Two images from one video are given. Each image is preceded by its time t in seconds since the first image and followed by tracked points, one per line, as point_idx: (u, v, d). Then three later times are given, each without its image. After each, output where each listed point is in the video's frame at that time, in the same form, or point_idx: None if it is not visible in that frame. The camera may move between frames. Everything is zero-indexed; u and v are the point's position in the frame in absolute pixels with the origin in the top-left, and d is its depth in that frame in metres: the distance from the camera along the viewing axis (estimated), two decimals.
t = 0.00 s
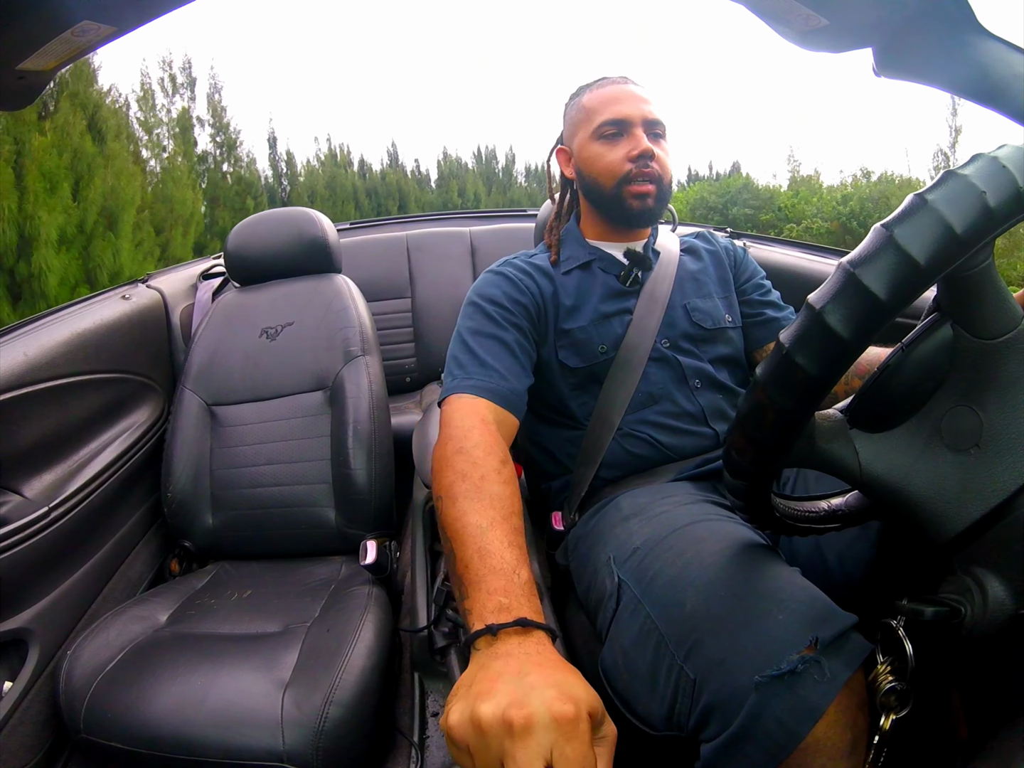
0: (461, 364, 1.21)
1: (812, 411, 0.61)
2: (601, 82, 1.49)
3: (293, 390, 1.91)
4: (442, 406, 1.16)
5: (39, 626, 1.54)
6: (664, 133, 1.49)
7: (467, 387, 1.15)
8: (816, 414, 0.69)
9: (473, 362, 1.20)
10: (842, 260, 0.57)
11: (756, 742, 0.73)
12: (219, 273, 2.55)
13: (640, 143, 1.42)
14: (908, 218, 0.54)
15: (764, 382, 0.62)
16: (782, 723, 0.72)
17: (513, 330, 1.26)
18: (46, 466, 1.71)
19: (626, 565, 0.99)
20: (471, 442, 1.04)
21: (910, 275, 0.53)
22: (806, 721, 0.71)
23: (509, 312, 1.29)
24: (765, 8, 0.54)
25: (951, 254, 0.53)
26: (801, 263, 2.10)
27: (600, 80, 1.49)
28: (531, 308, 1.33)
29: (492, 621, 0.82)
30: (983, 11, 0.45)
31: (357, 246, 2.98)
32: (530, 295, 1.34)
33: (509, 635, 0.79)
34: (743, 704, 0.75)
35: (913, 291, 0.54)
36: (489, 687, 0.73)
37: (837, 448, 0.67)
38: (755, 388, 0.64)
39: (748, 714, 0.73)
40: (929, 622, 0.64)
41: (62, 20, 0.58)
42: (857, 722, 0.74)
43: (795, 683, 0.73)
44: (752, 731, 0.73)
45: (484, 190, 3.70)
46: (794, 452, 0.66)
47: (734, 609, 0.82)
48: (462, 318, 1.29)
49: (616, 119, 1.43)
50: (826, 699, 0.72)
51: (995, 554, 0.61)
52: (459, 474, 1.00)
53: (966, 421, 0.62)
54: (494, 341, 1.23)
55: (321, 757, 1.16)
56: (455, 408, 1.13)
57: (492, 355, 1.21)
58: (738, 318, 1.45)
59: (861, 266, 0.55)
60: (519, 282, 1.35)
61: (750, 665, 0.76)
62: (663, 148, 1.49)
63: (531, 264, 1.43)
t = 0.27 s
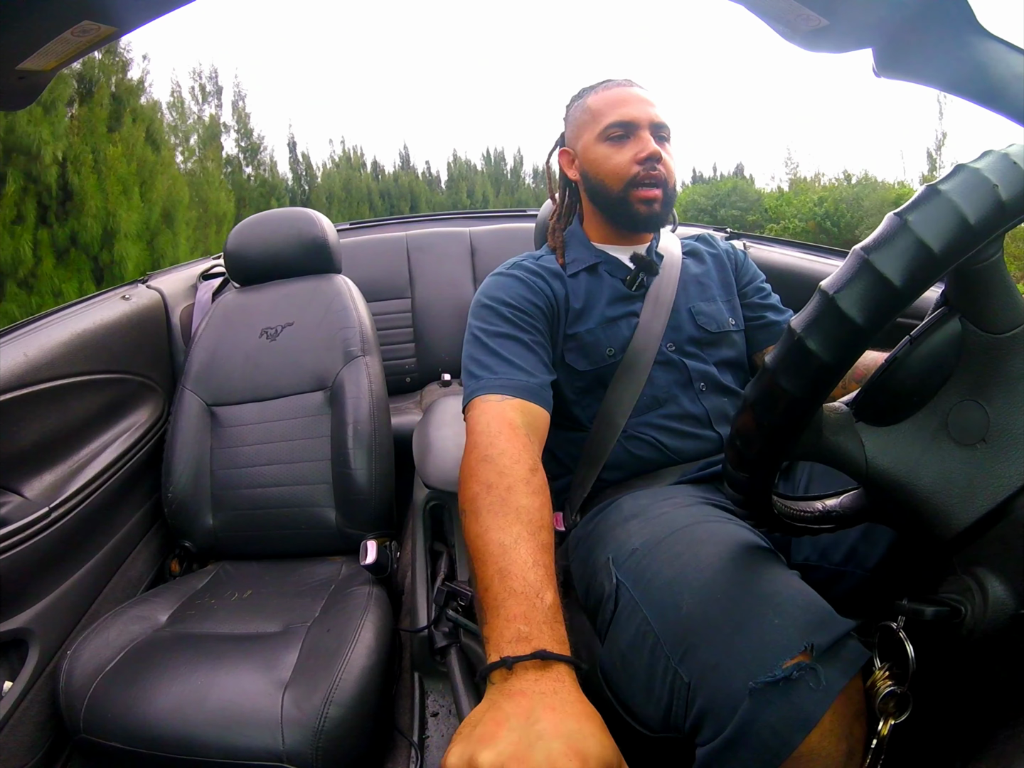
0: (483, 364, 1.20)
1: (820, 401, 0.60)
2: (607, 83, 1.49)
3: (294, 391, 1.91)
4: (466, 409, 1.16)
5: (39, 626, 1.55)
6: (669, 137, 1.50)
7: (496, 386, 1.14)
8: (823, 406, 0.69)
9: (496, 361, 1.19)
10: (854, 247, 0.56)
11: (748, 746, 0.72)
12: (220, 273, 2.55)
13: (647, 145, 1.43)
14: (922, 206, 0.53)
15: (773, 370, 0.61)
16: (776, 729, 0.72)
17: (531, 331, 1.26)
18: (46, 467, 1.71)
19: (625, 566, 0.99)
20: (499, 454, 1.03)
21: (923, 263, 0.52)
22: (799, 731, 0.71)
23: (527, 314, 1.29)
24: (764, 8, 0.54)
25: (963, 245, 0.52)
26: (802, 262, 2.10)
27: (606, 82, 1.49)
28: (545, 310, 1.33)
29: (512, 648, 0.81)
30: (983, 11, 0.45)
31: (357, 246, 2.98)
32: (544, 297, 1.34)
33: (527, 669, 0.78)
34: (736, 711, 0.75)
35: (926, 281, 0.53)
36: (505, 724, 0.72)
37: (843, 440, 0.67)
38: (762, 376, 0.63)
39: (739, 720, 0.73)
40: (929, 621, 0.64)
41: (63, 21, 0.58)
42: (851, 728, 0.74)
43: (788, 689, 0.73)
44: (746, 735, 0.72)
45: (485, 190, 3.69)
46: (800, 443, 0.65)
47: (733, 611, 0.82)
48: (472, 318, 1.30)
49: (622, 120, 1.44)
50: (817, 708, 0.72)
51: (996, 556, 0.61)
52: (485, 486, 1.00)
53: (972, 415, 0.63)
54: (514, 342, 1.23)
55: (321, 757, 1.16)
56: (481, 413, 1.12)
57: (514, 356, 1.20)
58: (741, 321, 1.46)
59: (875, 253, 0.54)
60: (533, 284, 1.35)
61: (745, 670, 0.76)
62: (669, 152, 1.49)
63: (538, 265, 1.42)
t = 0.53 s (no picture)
0: (470, 367, 1.20)
1: (829, 391, 0.59)
2: (607, 86, 1.50)
3: (292, 391, 1.91)
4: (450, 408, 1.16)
5: (39, 626, 1.55)
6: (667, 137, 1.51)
7: (479, 387, 1.15)
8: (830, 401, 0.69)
9: (482, 363, 1.20)
10: (864, 239, 0.56)
11: (757, 744, 0.72)
12: (219, 273, 2.55)
13: (647, 143, 1.43)
14: (933, 196, 0.53)
15: (780, 359, 0.60)
16: (785, 726, 0.72)
17: (519, 332, 1.26)
18: (46, 467, 1.71)
19: (628, 565, 0.99)
20: (478, 447, 1.04)
21: (933, 255, 0.52)
22: (807, 727, 0.71)
23: (516, 317, 1.28)
24: (764, 8, 0.54)
25: (972, 238, 0.52)
26: (802, 262, 2.09)
27: (606, 84, 1.50)
28: (535, 310, 1.33)
29: (501, 631, 0.81)
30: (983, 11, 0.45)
31: (356, 246, 2.98)
32: (535, 297, 1.34)
33: (516, 651, 0.78)
34: (742, 709, 0.74)
35: (937, 269, 0.53)
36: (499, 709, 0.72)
37: (849, 433, 0.67)
38: (768, 366, 0.62)
39: (750, 714, 0.73)
40: (930, 621, 0.65)
41: (63, 21, 0.59)
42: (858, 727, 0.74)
43: (796, 685, 0.73)
44: (753, 733, 0.72)
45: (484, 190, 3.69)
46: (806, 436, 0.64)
47: (736, 610, 0.82)
48: (465, 323, 1.30)
49: (625, 120, 1.44)
50: (831, 703, 0.71)
51: (997, 557, 0.62)
52: (468, 479, 1.00)
53: (977, 411, 0.62)
54: (501, 344, 1.23)
55: (322, 757, 1.16)
56: (464, 412, 1.13)
57: (501, 358, 1.21)
58: (737, 322, 1.46)
59: (885, 244, 0.54)
60: (523, 284, 1.35)
61: (752, 667, 0.76)
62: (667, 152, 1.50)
63: (533, 265, 1.43)
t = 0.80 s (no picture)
0: (476, 361, 1.20)
1: (840, 379, 0.58)
2: (579, 95, 1.49)
3: (293, 391, 1.91)
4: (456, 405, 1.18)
5: (39, 627, 1.55)
6: (646, 129, 1.46)
7: (482, 386, 1.15)
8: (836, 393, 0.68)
9: (486, 359, 1.19)
10: (874, 229, 0.56)
11: (755, 745, 0.72)
12: (220, 273, 2.55)
13: (617, 148, 1.41)
14: (945, 187, 0.53)
15: (790, 347, 0.59)
16: (781, 728, 0.71)
17: (529, 323, 1.26)
18: (46, 467, 1.71)
19: (628, 566, 0.99)
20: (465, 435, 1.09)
21: (944, 246, 0.52)
22: (806, 728, 0.71)
23: (524, 306, 1.27)
24: (764, 9, 0.54)
25: (983, 230, 0.52)
26: (802, 263, 2.08)
27: (578, 93, 1.50)
28: (544, 301, 1.32)
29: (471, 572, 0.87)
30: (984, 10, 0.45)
31: (357, 246, 2.97)
32: (542, 285, 1.33)
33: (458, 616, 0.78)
34: (740, 708, 0.74)
35: (949, 260, 0.53)
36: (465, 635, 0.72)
37: (855, 429, 0.66)
38: (777, 354, 0.61)
39: (745, 717, 0.73)
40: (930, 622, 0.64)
41: (62, 20, 0.58)
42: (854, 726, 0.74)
43: (793, 686, 0.73)
44: (751, 734, 0.72)
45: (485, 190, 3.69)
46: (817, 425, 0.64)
47: (735, 611, 0.82)
48: (473, 313, 1.29)
49: (592, 131, 1.44)
50: (827, 703, 0.71)
51: (1000, 556, 0.61)
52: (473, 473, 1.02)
53: (982, 407, 0.62)
54: (508, 338, 1.22)
55: (321, 758, 1.16)
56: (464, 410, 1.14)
57: (506, 350, 1.20)
58: (734, 316, 1.46)
59: (896, 234, 0.54)
60: (533, 273, 1.34)
61: (751, 667, 0.76)
62: (649, 146, 1.46)
63: (541, 251, 1.42)
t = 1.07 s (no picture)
0: (463, 367, 1.20)
1: (832, 388, 0.58)
2: (571, 100, 1.50)
3: (292, 392, 1.91)
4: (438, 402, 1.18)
5: (40, 626, 1.55)
6: (639, 134, 1.48)
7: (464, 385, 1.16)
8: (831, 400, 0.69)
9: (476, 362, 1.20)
10: (865, 238, 0.56)
11: (760, 738, 0.72)
12: (220, 273, 2.55)
13: (610, 153, 1.42)
14: (935, 196, 0.53)
15: (781, 359, 0.60)
16: (786, 721, 0.71)
17: (512, 328, 1.27)
18: (47, 466, 1.71)
19: (630, 564, 0.99)
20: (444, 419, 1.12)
21: (935, 255, 0.52)
22: (805, 727, 0.71)
23: (511, 313, 1.30)
24: (763, 10, 0.54)
25: (974, 238, 0.52)
26: (801, 264, 2.09)
27: (571, 99, 1.50)
28: (530, 308, 1.34)
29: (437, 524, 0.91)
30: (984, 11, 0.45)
31: (357, 246, 2.98)
32: (530, 294, 1.35)
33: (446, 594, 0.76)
34: (746, 700, 0.75)
35: (940, 268, 0.53)
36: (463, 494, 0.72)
37: (851, 435, 0.67)
38: (770, 365, 0.61)
39: (752, 710, 0.73)
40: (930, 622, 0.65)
41: (64, 21, 0.59)
42: (861, 721, 0.74)
43: (798, 680, 0.72)
44: (757, 725, 0.73)
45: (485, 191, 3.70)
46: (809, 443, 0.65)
47: (736, 607, 0.82)
48: (466, 322, 1.30)
49: (586, 133, 1.44)
50: (833, 697, 0.71)
51: (999, 556, 0.61)
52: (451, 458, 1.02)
53: (979, 411, 0.63)
54: (493, 343, 1.23)
55: (322, 756, 1.16)
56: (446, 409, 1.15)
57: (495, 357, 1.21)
58: (733, 319, 1.46)
59: (886, 244, 0.54)
60: (519, 280, 1.36)
61: (756, 661, 0.77)
62: (643, 151, 1.47)
63: (532, 258, 1.43)
